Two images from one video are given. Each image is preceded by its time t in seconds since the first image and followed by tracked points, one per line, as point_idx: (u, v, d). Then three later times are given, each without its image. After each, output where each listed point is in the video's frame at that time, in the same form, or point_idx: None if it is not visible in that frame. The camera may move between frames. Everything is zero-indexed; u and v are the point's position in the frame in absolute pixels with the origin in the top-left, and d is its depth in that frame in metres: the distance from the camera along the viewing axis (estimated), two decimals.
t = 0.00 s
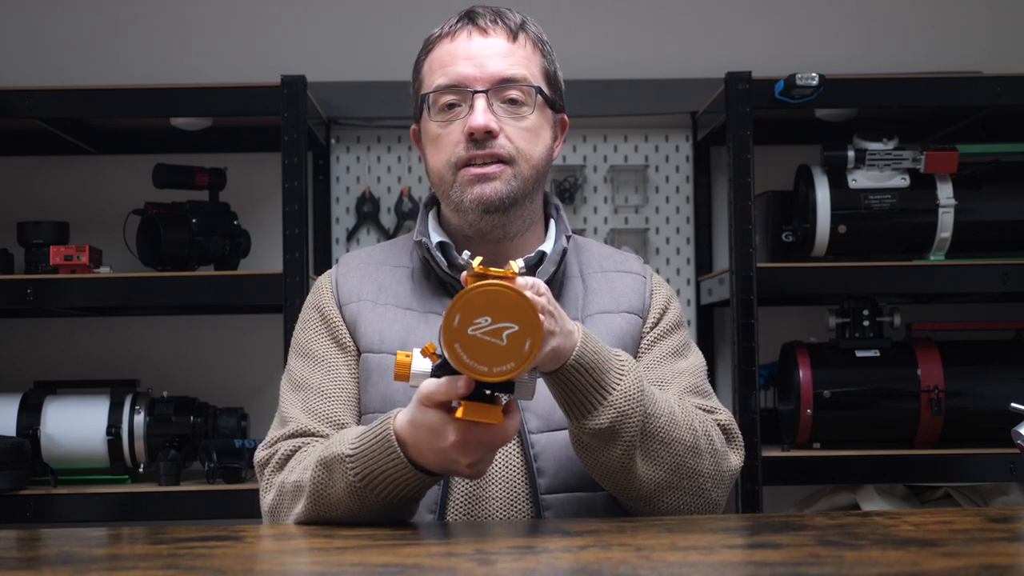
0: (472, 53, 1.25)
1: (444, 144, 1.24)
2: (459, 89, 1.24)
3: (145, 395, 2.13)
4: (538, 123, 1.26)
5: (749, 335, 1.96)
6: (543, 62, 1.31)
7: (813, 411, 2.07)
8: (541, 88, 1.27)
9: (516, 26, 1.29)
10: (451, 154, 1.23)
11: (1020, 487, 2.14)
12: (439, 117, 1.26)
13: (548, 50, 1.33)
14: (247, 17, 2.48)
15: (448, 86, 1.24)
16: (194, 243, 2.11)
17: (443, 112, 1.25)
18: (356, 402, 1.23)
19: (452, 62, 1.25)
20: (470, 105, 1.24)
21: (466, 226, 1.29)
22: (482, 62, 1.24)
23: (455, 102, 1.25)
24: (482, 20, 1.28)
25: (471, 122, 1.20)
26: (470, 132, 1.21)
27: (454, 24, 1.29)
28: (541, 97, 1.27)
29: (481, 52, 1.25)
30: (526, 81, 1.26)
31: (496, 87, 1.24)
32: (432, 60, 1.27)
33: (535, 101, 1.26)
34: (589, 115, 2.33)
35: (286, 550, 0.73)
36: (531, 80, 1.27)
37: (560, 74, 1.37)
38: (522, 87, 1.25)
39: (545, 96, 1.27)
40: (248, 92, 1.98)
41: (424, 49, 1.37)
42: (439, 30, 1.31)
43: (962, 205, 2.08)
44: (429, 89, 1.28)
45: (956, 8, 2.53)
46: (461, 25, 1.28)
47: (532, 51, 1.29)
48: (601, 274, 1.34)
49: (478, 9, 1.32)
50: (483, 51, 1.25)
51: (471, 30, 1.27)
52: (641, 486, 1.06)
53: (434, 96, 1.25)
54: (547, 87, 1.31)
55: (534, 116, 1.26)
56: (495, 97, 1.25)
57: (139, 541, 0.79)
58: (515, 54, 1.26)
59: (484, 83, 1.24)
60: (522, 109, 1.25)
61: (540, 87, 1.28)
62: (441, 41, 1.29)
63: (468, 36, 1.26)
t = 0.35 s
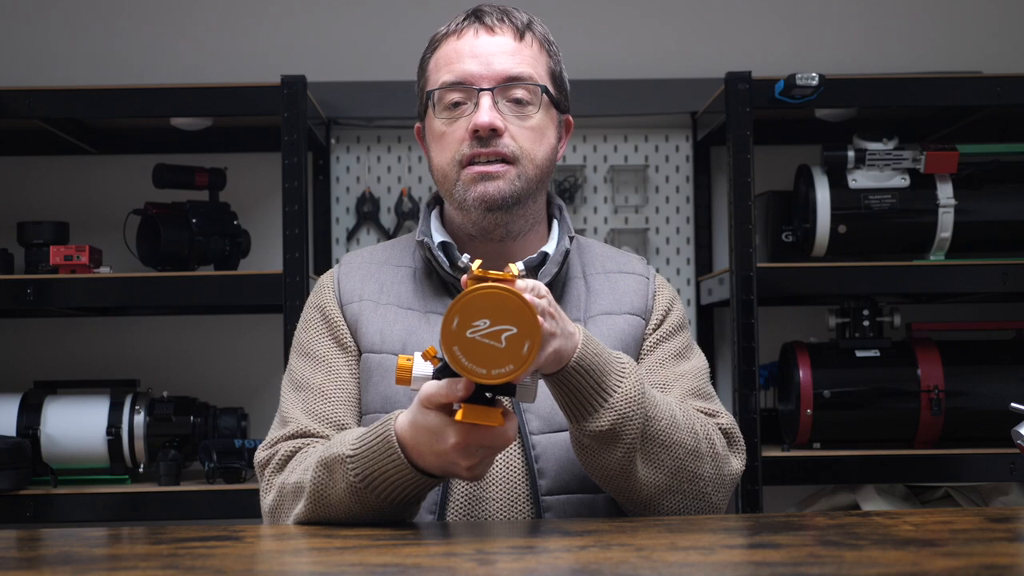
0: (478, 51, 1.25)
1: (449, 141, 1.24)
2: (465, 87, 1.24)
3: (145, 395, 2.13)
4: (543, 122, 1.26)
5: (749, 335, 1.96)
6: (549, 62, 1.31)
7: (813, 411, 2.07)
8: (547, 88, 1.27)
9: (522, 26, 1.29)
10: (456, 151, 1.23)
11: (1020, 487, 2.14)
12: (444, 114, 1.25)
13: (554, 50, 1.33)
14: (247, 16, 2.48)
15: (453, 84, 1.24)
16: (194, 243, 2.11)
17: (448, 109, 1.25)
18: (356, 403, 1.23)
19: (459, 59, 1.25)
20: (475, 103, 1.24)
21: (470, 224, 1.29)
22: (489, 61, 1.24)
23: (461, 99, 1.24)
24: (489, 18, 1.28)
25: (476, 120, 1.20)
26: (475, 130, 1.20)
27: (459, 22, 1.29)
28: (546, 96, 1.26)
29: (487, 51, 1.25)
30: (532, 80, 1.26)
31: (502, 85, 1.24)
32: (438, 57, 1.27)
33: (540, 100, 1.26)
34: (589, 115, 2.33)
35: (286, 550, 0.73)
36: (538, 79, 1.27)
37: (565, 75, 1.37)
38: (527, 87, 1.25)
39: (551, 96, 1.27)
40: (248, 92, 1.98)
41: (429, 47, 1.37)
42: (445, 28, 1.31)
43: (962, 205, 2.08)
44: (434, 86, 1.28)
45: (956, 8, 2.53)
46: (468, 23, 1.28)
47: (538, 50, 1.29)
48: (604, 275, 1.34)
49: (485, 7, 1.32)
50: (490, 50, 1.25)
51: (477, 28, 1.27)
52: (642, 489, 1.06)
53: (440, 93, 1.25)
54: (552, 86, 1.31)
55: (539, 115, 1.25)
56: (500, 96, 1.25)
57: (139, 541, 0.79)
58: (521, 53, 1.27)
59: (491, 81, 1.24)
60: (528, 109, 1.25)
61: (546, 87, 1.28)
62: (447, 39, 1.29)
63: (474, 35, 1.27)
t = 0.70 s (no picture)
0: (479, 51, 1.25)
1: (449, 141, 1.24)
2: (466, 87, 1.24)
3: (145, 395, 2.13)
4: (544, 123, 1.26)
5: (749, 335, 1.96)
6: (550, 62, 1.31)
7: (813, 411, 2.07)
8: (547, 88, 1.27)
9: (523, 26, 1.29)
10: (456, 151, 1.23)
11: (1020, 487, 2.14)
12: (444, 113, 1.25)
13: (555, 50, 1.33)
14: (247, 16, 2.48)
15: (454, 83, 1.24)
16: (194, 243, 2.11)
17: (448, 109, 1.25)
18: (357, 404, 1.23)
19: (459, 59, 1.25)
20: (476, 103, 1.24)
21: (470, 224, 1.29)
22: (489, 61, 1.24)
23: (461, 99, 1.24)
24: (490, 18, 1.28)
25: (476, 120, 1.20)
26: (475, 130, 1.20)
27: (460, 22, 1.29)
28: (547, 97, 1.27)
29: (488, 51, 1.25)
30: (533, 80, 1.26)
31: (503, 86, 1.25)
32: (439, 57, 1.27)
33: (541, 100, 1.26)
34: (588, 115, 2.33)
35: (286, 550, 0.73)
36: (538, 79, 1.27)
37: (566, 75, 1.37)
38: (528, 87, 1.25)
39: (552, 96, 1.27)
40: (248, 92, 1.98)
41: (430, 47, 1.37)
42: (445, 27, 1.31)
43: (962, 205, 2.08)
44: (434, 86, 1.28)
45: (956, 8, 2.53)
46: (469, 22, 1.28)
47: (539, 50, 1.29)
48: (604, 275, 1.34)
49: (486, 7, 1.32)
50: (491, 49, 1.25)
51: (478, 28, 1.27)
52: (643, 490, 1.06)
53: (440, 93, 1.25)
54: (553, 86, 1.31)
55: (540, 115, 1.26)
56: (501, 96, 1.25)
57: (139, 541, 0.79)
58: (522, 54, 1.27)
59: (492, 81, 1.24)
60: (528, 109, 1.25)
61: (547, 87, 1.28)
62: (448, 38, 1.29)
63: (475, 34, 1.27)
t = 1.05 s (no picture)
0: (479, 51, 1.25)
1: (449, 141, 1.24)
2: (466, 87, 1.24)
3: (145, 395, 2.13)
4: (544, 123, 1.26)
5: (749, 335, 1.96)
6: (550, 62, 1.31)
7: (813, 411, 2.07)
8: (547, 88, 1.27)
9: (523, 26, 1.29)
10: (457, 151, 1.23)
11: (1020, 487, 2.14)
12: (444, 114, 1.25)
13: (555, 50, 1.33)
14: (247, 16, 2.48)
15: (454, 84, 1.24)
16: (194, 243, 2.11)
17: (448, 109, 1.25)
18: (357, 405, 1.23)
19: (459, 59, 1.25)
20: (477, 103, 1.24)
21: (471, 224, 1.28)
22: (489, 61, 1.24)
23: (461, 99, 1.24)
24: (490, 18, 1.28)
25: (477, 120, 1.20)
26: (476, 130, 1.20)
27: (460, 22, 1.29)
28: (547, 97, 1.26)
29: (488, 50, 1.25)
30: (533, 80, 1.26)
31: (503, 86, 1.24)
32: (439, 57, 1.27)
33: (541, 100, 1.26)
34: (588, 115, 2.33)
35: (286, 551, 0.73)
36: (538, 79, 1.27)
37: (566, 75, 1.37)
38: (528, 87, 1.25)
39: (552, 95, 1.27)
40: (248, 92, 1.98)
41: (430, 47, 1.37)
42: (446, 27, 1.31)
43: (962, 205, 2.08)
44: (434, 86, 1.28)
45: (956, 7, 2.53)
46: (468, 22, 1.28)
47: (539, 50, 1.29)
48: (604, 276, 1.34)
49: (486, 7, 1.32)
50: (490, 49, 1.25)
51: (478, 28, 1.27)
52: (644, 490, 1.06)
53: (440, 93, 1.25)
54: (553, 86, 1.31)
55: (540, 115, 1.25)
56: (501, 96, 1.25)
57: (138, 541, 0.79)
58: (521, 54, 1.27)
59: (492, 82, 1.24)
60: (528, 109, 1.25)
61: (547, 87, 1.27)
62: (447, 38, 1.29)
63: (475, 35, 1.27)
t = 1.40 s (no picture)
0: (479, 51, 1.25)
1: (448, 141, 1.24)
2: (465, 88, 1.24)
3: (145, 395, 2.13)
4: (543, 123, 1.26)
5: (749, 335, 1.96)
6: (550, 62, 1.31)
7: (813, 411, 2.07)
8: (547, 88, 1.27)
9: (522, 26, 1.29)
10: (456, 151, 1.23)
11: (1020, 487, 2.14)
12: (443, 114, 1.25)
13: (554, 50, 1.33)
14: (247, 16, 2.48)
15: (454, 84, 1.24)
16: (194, 243, 2.11)
17: (447, 110, 1.25)
18: (357, 405, 1.23)
19: (458, 60, 1.25)
20: (476, 104, 1.24)
21: (470, 224, 1.28)
22: (489, 61, 1.24)
23: (461, 100, 1.25)
24: (489, 19, 1.28)
25: (476, 121, 1.20)
26: (475, 131, 1.20)
27: (460, 22, 1.29)
28: (546, 97, 1.26)
29: (487, 51, 1.25)
30: (532, 80, 1.26)
31: (503, 86, 1.24)
32: (438, 57, 1.27)
33: (541, 100, 1.26)
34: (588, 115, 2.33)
35: (286, 550, 0.73)
36: (538, 80, 1.27)
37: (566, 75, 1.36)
38: (527, 87, 1.25)
39: (551, 96, 1.27)
40: (248, 92, 1.98)
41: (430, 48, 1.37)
42: (445, 27, 1.31)
43: (962, 205, 2.08)
44: (434, 86, 1.28)
45: (956, 7, 2.53)
46: (468, 23, 1.28)
47: (538, 50, 1.29)
48: (605, 276, 1.34)
49: (485, 7, 1.32)
50: (490, 50, 1.25)
51: (478, 28, 1.27)
52: (644, 490, 1.06)
53: (440, 94, 1.25)
54: (553, 86, 1.31)
55: (540, 116, 1.25)
56: (501, 96, 1.25)
57: (138, 541, 0.79)
58: (521, 54, 1.26)
59: (491, 82, 1.24)
60: (528, 109, 1.25)
61: (546, 87, 1.27)
62: (447, 39, 1.29)
63: (475, 35, 1.27)
